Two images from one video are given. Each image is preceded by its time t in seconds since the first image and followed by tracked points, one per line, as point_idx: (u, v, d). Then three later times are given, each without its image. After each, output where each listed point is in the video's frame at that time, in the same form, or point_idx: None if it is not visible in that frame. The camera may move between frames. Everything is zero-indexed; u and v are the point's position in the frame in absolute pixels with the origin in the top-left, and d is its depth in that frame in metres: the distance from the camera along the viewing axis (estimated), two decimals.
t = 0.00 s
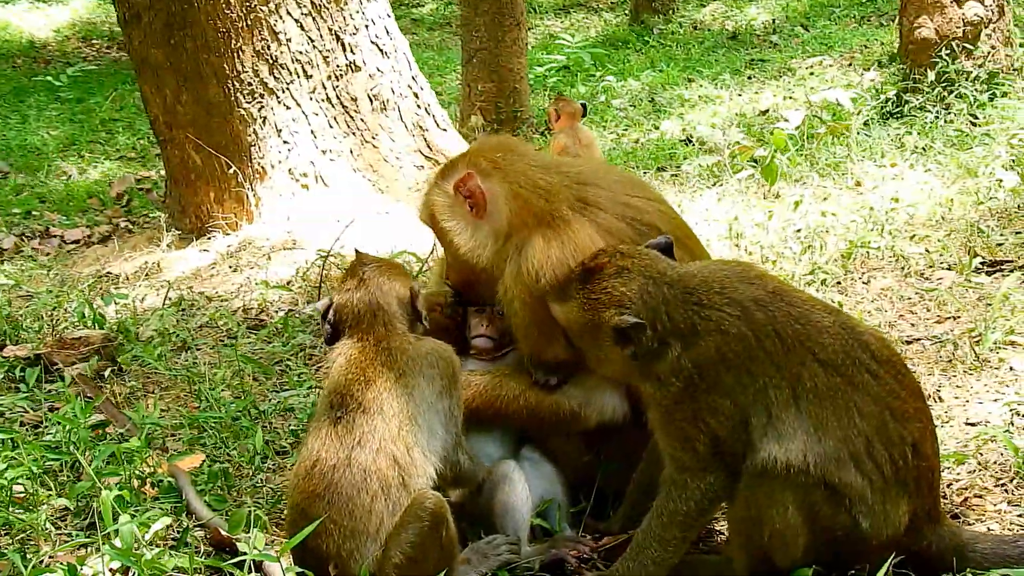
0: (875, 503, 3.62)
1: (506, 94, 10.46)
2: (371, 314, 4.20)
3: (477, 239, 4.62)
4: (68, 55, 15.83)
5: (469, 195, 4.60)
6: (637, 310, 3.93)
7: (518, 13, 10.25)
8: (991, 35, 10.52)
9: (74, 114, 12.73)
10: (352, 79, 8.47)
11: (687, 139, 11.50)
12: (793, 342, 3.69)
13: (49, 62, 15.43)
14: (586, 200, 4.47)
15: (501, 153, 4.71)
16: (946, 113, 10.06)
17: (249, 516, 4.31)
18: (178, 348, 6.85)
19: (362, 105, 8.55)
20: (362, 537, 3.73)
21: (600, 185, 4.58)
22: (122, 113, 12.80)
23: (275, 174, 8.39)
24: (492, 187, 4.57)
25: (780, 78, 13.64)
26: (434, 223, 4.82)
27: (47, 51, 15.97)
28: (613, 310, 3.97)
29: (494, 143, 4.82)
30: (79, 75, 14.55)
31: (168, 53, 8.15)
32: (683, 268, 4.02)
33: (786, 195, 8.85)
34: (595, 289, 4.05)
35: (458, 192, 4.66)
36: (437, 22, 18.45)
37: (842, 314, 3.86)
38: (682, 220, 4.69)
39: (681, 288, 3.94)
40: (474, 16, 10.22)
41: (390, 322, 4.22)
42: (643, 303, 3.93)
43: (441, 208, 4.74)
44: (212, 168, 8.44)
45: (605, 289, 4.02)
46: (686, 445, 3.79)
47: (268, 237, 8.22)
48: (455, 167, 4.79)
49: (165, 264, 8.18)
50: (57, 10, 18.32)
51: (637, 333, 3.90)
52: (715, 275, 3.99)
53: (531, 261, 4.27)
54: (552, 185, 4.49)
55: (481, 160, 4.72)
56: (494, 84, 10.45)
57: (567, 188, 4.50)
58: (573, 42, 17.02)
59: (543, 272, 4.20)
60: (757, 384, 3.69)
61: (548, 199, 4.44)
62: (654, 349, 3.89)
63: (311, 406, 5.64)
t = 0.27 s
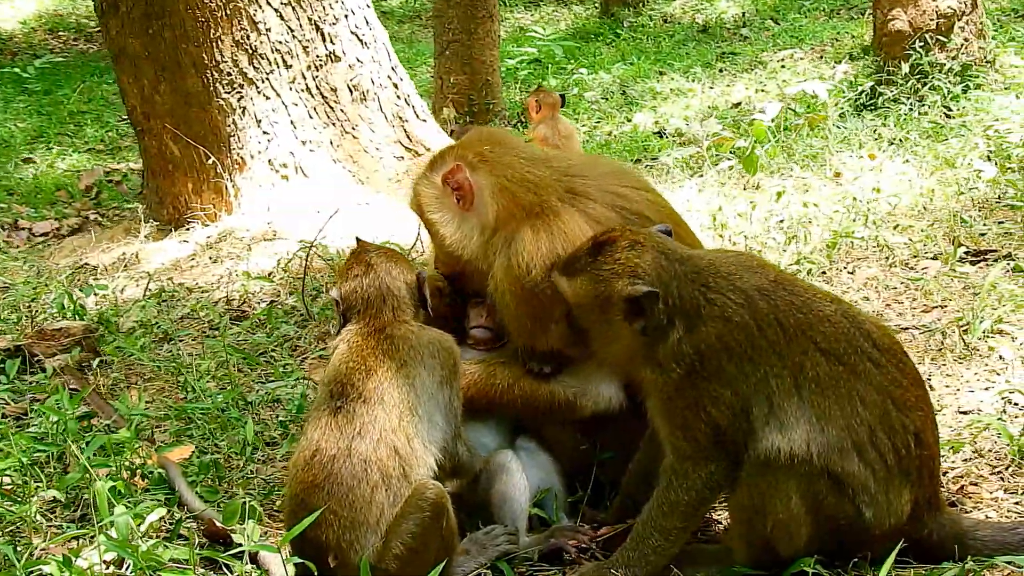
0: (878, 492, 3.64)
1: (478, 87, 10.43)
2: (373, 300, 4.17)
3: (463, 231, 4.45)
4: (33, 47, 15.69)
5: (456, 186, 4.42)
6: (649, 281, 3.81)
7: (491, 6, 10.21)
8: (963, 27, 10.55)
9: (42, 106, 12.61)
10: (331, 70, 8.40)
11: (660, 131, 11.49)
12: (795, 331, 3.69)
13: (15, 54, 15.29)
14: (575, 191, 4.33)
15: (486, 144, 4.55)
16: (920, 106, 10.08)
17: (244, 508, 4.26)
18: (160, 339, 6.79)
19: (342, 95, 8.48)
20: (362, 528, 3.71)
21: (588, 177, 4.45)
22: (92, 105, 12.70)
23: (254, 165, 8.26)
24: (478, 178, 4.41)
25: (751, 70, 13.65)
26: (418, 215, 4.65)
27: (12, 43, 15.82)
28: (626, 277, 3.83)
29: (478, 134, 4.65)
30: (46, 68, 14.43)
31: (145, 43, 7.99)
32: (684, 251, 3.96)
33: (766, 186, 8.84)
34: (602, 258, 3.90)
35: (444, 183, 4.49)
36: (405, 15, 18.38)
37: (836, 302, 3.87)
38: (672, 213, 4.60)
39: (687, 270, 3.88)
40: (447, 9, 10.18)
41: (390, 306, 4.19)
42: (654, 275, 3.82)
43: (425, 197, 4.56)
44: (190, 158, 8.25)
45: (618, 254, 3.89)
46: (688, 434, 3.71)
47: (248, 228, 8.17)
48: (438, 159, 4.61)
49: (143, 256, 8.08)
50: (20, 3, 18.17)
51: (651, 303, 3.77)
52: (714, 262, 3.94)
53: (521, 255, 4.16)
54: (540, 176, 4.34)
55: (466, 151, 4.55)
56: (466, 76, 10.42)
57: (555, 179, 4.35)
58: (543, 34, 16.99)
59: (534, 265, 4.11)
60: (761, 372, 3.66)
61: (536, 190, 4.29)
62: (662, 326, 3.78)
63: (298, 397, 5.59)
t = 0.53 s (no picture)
0: (877, 474, 3.67)
1: (427, 81, 10.37)
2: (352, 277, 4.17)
3: (452, 217, 4.48)
4: None
5: (445, 170, 4.46)
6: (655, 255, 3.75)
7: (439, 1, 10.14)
8: (915, 18, 10.58)
9: None
10: (293, 60, 8.26)
11: (613, 124, 11.45)
12: (793, 313, 3.72)
13: None
14: (565, 173, 4.32)
15: (476, 133, 4.59)
16: (874, 96, 10.11)
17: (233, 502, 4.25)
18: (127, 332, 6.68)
19: (304, 86, 8.33)
20: (350, 505, 3.68)
21: (579, 162, 4.42)
22: (38, 101, 12.50)
23: (216, 156, 8.08)
24: (467, 164, 4.46)
25: (700, 63, 13.63)
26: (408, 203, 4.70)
27: None
28: (633, 249, 3.77)
29: (470, 123, 4.69)
30: None
31: (102, 33, 7.83)
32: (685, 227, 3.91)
33: (728, 176, 8.83)
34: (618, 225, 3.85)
35: (433, 170, 4.54)
36: (349, 10, 18.24)
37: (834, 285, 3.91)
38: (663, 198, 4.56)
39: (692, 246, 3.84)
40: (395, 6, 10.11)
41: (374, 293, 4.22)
42: (661, 249, 3.76)
43: (415, 185, 4.63)
44: (150, 150, 8.03)
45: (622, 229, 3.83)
46: (688, 416, 3.73)
47: (210, 220, 7.96)
48: (429, 149, 4.67)
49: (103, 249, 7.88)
50: None
51: (659, 277, 3.70)
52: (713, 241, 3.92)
53: (511, 239, 4.21)
54: (529, 162, 4.36)
55: (456, 139, 4.60)
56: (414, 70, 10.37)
57: (545, 163, 4.36)
58: (491, 29, 16.91)
59: (523, 251, 4.16)
60: (759, 354, 3.69)
61: (524, 175, 4.31)
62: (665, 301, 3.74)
63: (273, 389, 5.52)
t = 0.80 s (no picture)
0: (862, 466, 3.64)
1: (367, 75, 10.32)
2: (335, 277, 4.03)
3: (435, 205, 4.49)
4: None
5: (430, 159, 4.45)
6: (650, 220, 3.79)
7: None
8: (857, 11, 10.65)
9: None
10: (243, 51, 8.13)
11: (556, 118, 11.46)
12: (781, 303, 3.70)
13: None
14: (544, 163, 4.38)
15: (457, 118, 4.59)
16: (816, 89, 10.18)
17: (209, 496, 4.19)
18: (82, 326, 6.59)
19: (254, 77, 8.21)
20: (329, 505, 3.58)
21: (558, 151, 4.47)
22: None
23: (166, 149, 7.95)
24: (451, 152, 4.46)
25: (638, 56, 13.67)
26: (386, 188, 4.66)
27: None
28: (632, 209, 3.80)
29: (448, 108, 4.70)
30: None
31: (50, 24, 7.74)
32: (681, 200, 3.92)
33: (680, 169, 8.85)
34: (626, 183, 3.89)
35: (416, 157, 4.52)
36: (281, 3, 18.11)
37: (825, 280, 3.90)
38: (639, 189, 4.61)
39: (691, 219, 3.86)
40: None
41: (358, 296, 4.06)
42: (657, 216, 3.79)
43: (396, 171, 4.60)
44: (98, 143, 7.97)
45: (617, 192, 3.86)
46: (670, 399, 3.75)
47: (161, 212, 7.87)
48: (408, 133, 4.65)
49: (52, 243, 7.81)
50: None
51: (654, 239, 3.74)
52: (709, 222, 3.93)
53: (489, 228, 4.29)
54: (511, 149, 4.42)
55: (437, 124, 4.59)
56: (354, 63, 10.31)
57: (526, 152, 4.42)
58: (427, 22, 16.85)
59: (500, 238, 4.25)
60: (744, 343, 3.68)
61: (506, 164, 4.37)
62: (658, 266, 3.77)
63: (238, 383, 5.46)
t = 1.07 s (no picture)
0: (863, 465, 3.64)
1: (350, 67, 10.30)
2: (315, 302, 3.77)
3: (434, 211, 4.52)
4: None
5: (428, 165, 4.46)
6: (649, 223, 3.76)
7: None
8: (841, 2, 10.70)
9: None
10: (231, 48, 8.12)
11: (541, 109, 11.45)
12: (782, 303, 3.68)
13: None
14: (540, 162, 4.37)
15: (449, 119, 4.60)
16: (802, 80, 10.20)
17: (209, 499, 4.13)
18: (74, 326, 6.57)
19: (242, 74, 8.20)
20: (319, 526, 3.51)
21: (553, 146, 4.48)
22: None
23: (156, 146, 7.92)
24: (447, 154, 4.46)
25: (622, 46, 13.66)
26: (382, 195, 4.67)
27: None
28: (632, 212, 3.78)
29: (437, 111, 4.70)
30: None
31: (38, 22, 7.70)
32: (680, 203, 3.88)
33: (670, 162, 8.85)
34: (621, 188, 3.84)
35: (412, 162, 4.54)
36: None
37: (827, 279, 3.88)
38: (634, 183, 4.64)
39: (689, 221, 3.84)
40: None
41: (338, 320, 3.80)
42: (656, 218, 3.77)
43: (392, 179, 4.61)
44: (87, 140, 7.94)
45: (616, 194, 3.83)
46: (671, 400, 3.73)
47: (151, 209, 7.82)
48: (401, 138, 4.65)
49: (42, 241, 7.78)
50: None
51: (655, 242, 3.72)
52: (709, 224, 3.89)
53: (490, 233, 4.33)
54: (505, 148, 4.40)
55: (429, 128, 4.60)
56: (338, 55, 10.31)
57: (522, 149, 4.42)
58: (409, 12, 16.83)
59: (499, 243, 4.31)
60: (745, 343, 3.66)
61: (502, 162, 4.36)
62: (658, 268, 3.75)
63: (234, 383, 5.44)
